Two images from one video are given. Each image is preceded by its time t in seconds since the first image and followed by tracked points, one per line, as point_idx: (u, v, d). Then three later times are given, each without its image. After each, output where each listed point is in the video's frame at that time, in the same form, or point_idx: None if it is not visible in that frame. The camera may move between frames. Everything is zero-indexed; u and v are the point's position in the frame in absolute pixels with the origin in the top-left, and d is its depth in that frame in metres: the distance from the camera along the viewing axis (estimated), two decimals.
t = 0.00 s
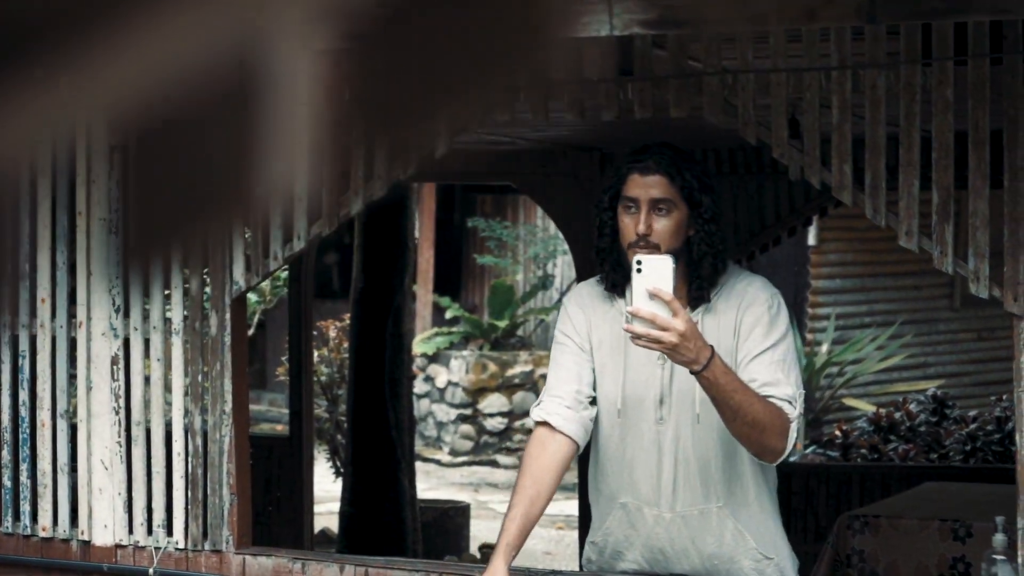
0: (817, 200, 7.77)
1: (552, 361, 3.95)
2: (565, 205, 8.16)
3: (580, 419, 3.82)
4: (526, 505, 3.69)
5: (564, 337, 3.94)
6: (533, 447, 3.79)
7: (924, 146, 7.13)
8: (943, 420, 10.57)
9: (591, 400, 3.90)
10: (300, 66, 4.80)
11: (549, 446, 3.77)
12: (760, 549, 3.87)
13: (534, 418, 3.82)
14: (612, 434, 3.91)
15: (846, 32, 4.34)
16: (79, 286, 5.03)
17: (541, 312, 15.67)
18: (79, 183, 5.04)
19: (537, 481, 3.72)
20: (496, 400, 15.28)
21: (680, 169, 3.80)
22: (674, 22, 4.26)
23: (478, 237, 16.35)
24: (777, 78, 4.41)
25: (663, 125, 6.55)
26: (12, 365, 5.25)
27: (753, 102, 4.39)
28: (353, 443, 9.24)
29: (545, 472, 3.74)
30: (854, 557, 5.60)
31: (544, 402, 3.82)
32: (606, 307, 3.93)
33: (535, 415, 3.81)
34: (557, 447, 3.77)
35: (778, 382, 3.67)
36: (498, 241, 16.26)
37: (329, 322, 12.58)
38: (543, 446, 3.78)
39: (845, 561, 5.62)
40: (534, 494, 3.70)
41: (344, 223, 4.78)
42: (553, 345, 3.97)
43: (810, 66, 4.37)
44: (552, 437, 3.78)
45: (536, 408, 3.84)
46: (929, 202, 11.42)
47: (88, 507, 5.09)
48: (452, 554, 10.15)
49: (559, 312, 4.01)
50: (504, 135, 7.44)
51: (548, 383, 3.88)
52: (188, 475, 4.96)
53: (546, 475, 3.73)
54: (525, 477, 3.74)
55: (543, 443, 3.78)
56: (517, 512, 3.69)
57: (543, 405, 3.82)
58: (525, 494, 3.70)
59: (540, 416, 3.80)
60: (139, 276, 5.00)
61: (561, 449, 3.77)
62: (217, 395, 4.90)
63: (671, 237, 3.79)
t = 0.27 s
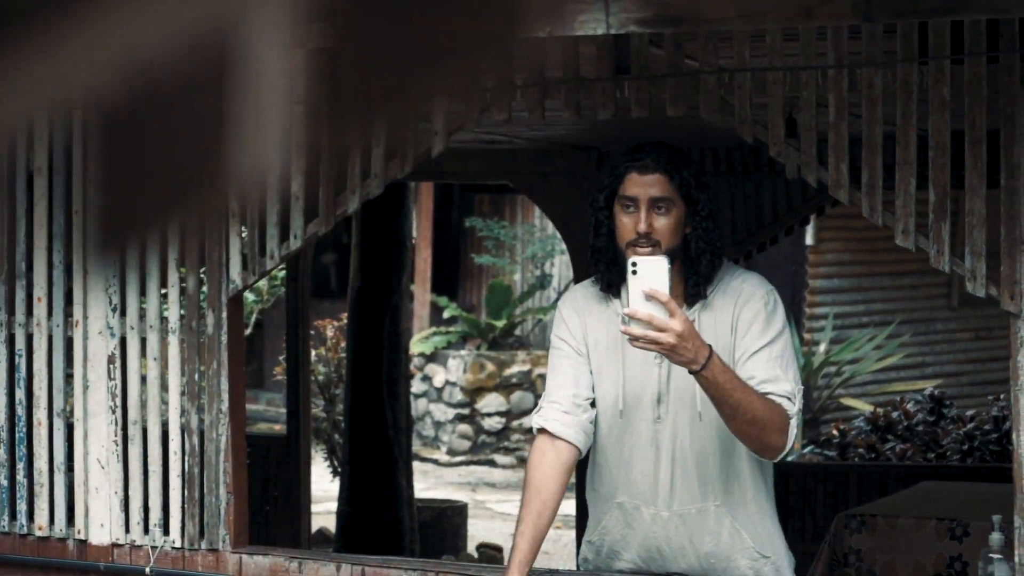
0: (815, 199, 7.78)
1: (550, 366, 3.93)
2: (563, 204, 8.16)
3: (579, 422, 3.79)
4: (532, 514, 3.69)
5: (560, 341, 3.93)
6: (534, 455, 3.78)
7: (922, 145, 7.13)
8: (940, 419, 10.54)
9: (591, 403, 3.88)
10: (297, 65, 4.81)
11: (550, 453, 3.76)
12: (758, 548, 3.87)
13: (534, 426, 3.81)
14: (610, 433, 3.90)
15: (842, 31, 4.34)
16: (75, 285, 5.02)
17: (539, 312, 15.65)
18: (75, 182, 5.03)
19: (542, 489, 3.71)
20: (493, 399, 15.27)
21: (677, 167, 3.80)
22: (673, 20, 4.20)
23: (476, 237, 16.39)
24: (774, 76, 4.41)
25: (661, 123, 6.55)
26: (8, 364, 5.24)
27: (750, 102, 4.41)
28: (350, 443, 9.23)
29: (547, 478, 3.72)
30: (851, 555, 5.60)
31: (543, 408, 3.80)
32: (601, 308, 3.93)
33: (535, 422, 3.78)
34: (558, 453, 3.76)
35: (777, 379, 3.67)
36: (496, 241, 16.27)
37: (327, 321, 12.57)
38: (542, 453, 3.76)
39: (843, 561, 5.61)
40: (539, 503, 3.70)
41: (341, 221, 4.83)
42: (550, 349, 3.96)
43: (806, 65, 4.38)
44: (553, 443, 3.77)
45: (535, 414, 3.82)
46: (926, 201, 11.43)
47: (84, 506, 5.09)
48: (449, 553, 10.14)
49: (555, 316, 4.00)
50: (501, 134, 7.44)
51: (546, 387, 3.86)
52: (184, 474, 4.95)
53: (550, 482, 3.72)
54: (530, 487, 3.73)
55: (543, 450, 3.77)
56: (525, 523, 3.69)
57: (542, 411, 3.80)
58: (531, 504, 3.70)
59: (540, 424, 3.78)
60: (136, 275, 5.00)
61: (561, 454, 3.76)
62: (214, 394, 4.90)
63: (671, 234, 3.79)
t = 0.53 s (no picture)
0: (813, 198, 7.78)
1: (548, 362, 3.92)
2: (561, 203, 8.16)
3: (579, 417, 3.77)
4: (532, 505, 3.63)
5: (560, 336, 3.92)
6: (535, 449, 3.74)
7: (920, 143, 7.13)
8: (939, 418, 10.54)
9: (591, 400, 3.87)
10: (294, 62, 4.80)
11: (549, 447, 3.72)
12: (756, 546, 3.89)
13: (533, 420, 3.75)
14: (608, 430, 3.89)
15: (841, 28, 4.33)
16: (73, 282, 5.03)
17: (537, 312, 15.63)
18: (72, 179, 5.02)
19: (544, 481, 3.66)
20: (492, 399, 15.27)
21: (679, 164, 3.79)
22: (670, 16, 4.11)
23: (474, 237, 16.44)
24: (772, 73, 4.41)
25: (660, 121, 6.54)
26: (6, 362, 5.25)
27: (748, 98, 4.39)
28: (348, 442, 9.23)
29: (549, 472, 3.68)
30: (850, 554, 5.63)
31: (542, 403, 3.77)
32: (601, 306, 3.92)
33: (534, 417, 3.75)
34: (560, 448, 3.72)
35: (777, 375, 3.65)
36: (495, 240, 16.25)
37: (325, 320, 12.57)
38: (543, 447, 3.72)
39: (841, 558, 5.66)
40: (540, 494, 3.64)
41: (339, 218, 4.84)
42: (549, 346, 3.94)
43: (804, 62, 4.37)
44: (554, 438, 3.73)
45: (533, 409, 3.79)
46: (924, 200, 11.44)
47: (82, 504, 5.09)
48: (447, 552, 10.14)
49: (553, 312, 3.99)
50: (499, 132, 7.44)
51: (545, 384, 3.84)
52: (182, 472, 4.95)
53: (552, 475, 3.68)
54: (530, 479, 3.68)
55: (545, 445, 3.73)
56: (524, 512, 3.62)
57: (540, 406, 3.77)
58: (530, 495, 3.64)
59: (538, 418, 3.73)
60: (134, 271, 5.00)
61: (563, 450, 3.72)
62: (211, 392, 4.90)
63: (674, 230, 3.76)
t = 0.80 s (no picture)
0: (811, 196, 7.78)
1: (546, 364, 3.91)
2: (558, 202, 8.15)
3: (579, 421, 3.77)
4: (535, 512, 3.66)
5: (558, 337, 3.90)
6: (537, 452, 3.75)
7: (917, 142, 7.13)
8: (937, 417, 10.55)
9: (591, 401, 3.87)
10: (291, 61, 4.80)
11: (551, 451, 3.73)
12: (753, 545, 3.88)
13: (534, 424, 3.76)
14: (607, 430, 3.89)
15: (838, 25, 4.32)
16: (70, 281, 5.02)
17: (535, 312, 15.64)
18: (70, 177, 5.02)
19: (547, 486, 3.69)
20: (490, 398, 15.27)
21: (679, 165, 3.78)
22: (667, 13, 4.13)
23: (472, 236, 16.35)
24: (769, 71, 4.41)
25: (657, 120, 6.54)
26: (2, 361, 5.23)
27: (745, 96, 4.37)
28: (346, 441, 9.22)
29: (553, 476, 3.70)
30: (847, 553, 5.62)
31: (542, 407, 3.77)
32: (600, 306, 3.89)
33: (534, 421, 3.75)
34: (563, 451, 3.73)
35: (778, 376, 3.66)
36: (493, 240, 16.28)
37: (323, 320, 12.55)
38: (546, 450, 3.74)
39: (838, 557, 5.65)
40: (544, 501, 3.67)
41: (335, 217, 4.83)
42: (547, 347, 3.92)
43: (802, 59, 4.37)
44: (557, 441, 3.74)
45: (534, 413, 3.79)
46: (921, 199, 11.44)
47: (79, 503, 5.08)
48: (445, 552, 10.14)
49: (551, 311, 3.97)
50: (496, 131, 7.44)
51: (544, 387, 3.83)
52: (179, 471, 4.94)
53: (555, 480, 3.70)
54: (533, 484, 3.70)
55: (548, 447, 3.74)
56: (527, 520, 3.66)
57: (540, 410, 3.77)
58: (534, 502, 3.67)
59: (538, 422, 3.74)
60: (130, 270, 4.99)
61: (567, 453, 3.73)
62: (208, 390, 4.89)
63: (677, 231, 3.75)
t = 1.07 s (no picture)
0: (810, 195, 7.74)
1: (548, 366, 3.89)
2: (556, 201, 8.14)
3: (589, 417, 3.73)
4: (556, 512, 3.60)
5: (560, 341, 3.89)
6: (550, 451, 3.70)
7: (915, 140, 7.12)
8: (935, 416, 10.57)
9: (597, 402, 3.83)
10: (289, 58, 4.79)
11: (563, 448, 3.68)
12: (752, 544, 3.87)
13: (547, 426, 3.71)
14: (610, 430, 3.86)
15: (836, 23, 4.31)
16: (67, 280, 5.01)
17: (533, 311, 15.65)
18: (67, 175, 5.02)
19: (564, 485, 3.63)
20: (488, 398, 15.26)
21: (673, 164, 3.78)
22: (665, 10, 4.12)
23: (470, 235, 16.39)
24: (768, 69, 4.40)
25: (654, 118, 6.54)
26: None
27: (743, 93, 4.37)
28: (344, 440, 9.21)
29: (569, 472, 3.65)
30: (845, 551, 5.61)
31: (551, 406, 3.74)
32: (598, 308, 3.89)
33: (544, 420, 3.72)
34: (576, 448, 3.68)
35: (775, 372, 3.65)
36: (491, 239, 16.30)
37: (321, 319, 12.54)
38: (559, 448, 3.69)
39: (837, 555, 5.63)
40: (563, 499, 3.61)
41: (333, 215, 4.82)
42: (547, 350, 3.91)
43: (800, 57, 4.36)
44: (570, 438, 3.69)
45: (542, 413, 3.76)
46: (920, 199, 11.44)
47: (76, 502, 5.07)
48: (444, 551, 10.13)
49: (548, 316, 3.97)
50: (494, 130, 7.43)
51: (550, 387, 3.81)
52: (176, 469, 4.93)
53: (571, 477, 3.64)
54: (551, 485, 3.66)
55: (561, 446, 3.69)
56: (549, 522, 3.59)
57: (549, 409, 3.74)
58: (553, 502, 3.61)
59: (549, 420, 3.70)
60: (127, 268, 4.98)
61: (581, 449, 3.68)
62: (205, 388, 4.88)
63: (675, 231, 3.76)
